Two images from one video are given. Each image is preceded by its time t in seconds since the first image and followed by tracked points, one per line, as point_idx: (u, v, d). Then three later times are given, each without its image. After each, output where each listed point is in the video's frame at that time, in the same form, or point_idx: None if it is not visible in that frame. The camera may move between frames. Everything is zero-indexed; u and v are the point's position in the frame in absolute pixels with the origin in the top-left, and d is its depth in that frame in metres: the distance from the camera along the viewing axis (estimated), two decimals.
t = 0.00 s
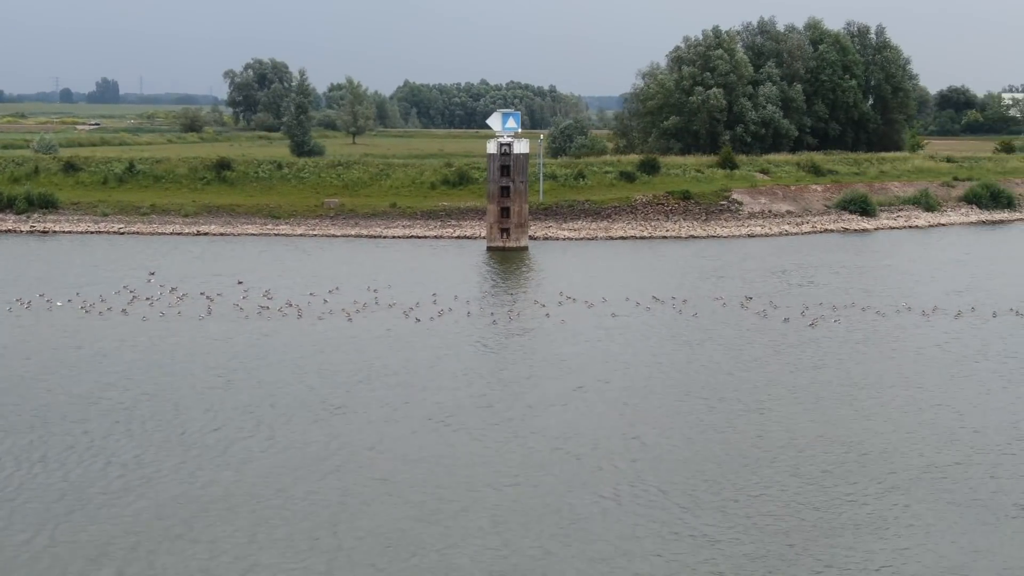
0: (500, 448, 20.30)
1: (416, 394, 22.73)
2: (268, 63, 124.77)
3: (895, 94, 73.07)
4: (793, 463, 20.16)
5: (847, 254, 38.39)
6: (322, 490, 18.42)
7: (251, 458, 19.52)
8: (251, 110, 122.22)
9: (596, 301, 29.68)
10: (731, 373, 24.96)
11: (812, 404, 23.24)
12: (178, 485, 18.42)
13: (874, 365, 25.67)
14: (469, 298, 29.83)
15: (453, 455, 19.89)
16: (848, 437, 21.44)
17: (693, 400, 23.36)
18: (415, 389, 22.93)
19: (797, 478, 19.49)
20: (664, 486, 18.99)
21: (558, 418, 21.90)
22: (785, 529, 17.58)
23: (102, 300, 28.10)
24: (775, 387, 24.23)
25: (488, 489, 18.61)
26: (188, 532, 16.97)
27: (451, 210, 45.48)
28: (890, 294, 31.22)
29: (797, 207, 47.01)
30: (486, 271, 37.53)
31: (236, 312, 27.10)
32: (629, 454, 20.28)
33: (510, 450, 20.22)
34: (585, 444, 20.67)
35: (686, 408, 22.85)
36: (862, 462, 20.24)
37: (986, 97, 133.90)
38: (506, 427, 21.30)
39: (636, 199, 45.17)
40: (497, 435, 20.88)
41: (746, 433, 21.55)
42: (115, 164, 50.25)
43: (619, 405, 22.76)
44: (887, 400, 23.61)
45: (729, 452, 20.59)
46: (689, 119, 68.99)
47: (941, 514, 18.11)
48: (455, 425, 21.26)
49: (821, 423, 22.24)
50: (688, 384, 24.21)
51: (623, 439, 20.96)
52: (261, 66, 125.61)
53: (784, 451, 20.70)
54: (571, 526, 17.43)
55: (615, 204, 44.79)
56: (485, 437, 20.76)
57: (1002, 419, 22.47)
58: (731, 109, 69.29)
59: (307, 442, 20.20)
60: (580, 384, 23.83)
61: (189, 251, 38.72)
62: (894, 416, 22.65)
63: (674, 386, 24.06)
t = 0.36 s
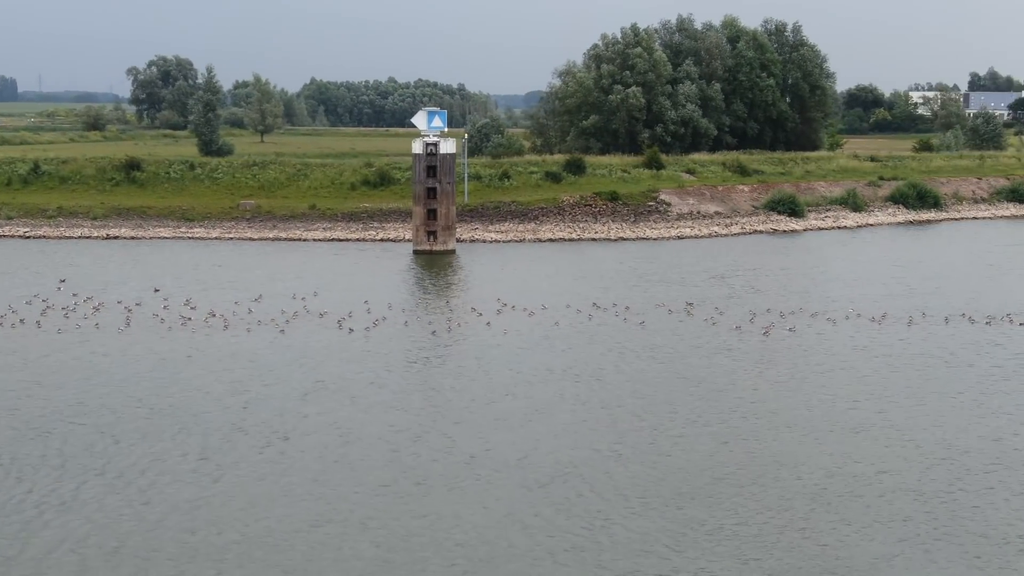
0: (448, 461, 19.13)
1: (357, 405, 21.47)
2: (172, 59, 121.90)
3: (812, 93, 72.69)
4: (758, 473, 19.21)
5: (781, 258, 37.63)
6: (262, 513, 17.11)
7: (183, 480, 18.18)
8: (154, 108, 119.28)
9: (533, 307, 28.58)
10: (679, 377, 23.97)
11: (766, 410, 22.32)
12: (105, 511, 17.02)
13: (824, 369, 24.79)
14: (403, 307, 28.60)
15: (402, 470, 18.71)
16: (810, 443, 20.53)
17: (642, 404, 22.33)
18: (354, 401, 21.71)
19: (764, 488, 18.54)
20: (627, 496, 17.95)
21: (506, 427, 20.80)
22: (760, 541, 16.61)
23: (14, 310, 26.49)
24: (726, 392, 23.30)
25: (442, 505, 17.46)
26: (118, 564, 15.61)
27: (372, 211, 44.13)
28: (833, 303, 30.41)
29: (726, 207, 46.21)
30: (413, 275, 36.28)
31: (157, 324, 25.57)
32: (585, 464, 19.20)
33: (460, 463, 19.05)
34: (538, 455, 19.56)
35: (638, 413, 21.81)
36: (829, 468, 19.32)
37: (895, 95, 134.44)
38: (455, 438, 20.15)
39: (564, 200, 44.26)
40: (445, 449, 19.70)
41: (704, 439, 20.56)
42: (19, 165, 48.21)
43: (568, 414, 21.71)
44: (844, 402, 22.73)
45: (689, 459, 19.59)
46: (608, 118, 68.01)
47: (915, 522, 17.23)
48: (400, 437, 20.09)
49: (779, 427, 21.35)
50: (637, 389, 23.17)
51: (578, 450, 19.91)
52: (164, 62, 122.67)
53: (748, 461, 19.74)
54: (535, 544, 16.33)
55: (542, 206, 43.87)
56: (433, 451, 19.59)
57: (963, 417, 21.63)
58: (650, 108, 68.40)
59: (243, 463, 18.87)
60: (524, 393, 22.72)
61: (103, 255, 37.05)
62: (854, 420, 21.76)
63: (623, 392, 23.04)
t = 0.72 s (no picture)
0: (414, 475, 17.80)
1: (308, 419, 20.08)
2: (88, 57, 118.79)
3: (745, 92, 71.91)
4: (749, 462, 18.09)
5: (732, 261, 36.61)
6: (215, 538, 15.71)
7: (124, 503, 16.72)
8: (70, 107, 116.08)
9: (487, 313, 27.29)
10: (651, 372, 22.74)
11: (748, 397, 21.12)
12: (42, 538, 15.56)
13: (803, 355, 23.65)
14: (349, 315, 27.19)
15: (365, 484, 17.38)
16: (799, 431, 19.39)
17: (616, 401, 21.12)
18: (308, 413, 20.33)
19: (757, 480, 17.42)
20: (609, 501, 16.74)
21: (476, 434, 19.50)
22: (760, 543, 15.46)
23: None
24: (702, 382, 22.11)
25: (411, 522, 16.15)
26: None
27: (306, 213, 42.55)
28: (794, 307, 29.38)
29: (670, 208, 45.13)
30: (353, 278, 34.80)
31: (87, 338, 23.94)
32: (565, 469, 17.96)
33: (427, 477, 17.73)
34: (512, 461, 18.29)
35: (613, 411, 20.57)
36: (818, 460, 18.25)
37: (821, 94, 134.51)
38: (419, 449, 18.84)
39: (504, 202, 43.11)
40: (411, 460, 18.38)
41: (683, 435, 19.37)
42: None
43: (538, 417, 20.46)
44: (827, 388, 21.58)
45: (672, 456, 18.39)
46: (541, 117, 66.73)
47: (922, 516, 16.14)
48: (361, 450, 18.76)
49: (763, 414, 20.17)
50: (607, 386, 21.94)
51: (554, 453, 18.67)
52: (80, 60, 119.67)
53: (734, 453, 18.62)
54: (515, 557, 15.11)
55: (483, 208, 42.67)
56: (397, 463, 18.26)
57: (952, 406, 20.58)
58: (584, 107, 67.22)
59: (190, 482, 17.44)
60: (489, 398, 21.42)
61: (26, 261, 35.25)
62: (839, 403, 20.62)
63: (593, 391, 21.80)
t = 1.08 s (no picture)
0: (371, 493, 16.52)
1: (254, 438, 18.68)
2: None
3: (676, 91, 71.07)
4: (733, 472, 16.99)
5: (677, 266, 35.62)
6: (157, 572, 14.34)
7: (55, 533, 15.29)
8: None
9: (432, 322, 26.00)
10: (611, 374, 21.63)
11: (716, 401, 20.07)
12: None
13: (766, 357, 22.63)
14: (286, 325, 25.80)
15: (321, 506, 16.07)
16: (776, 436, 18.34)
17: (577, 408, 19.96)
18: (250, 432, 18.96)
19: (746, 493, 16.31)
20: (593, 523, 15.55)
21: (431, 448, 18.26)
22: (751, 563, 14.38)
23: None
24: (667, 383, 21.02)
25: (372, 548, 14.88)
26: None
27: (234, 217, 40.92)
28: (749, 313, 28.40)
29: (608, 210, 44.06)
30: (286, 285, 33.30)
31: (7, 356, 22.30)
32: (530, 483, 16.78)
33: (385, 495, 16.46)
34: (474, 477, 17.07)
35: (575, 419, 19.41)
36: (804, 466, 17.22)
37: (743, 92, 134.26)
38: (373, 465, 17.55)
39: (439, 204, 41.86)
40: (365, 479, 17.11)
41: (657, 442, 18.24)
42: None
43: (497, 426, 19.26)
44: (797, 391, 20.58)
45: (645, 468, 17.26)
46: (470, 116, 65.33)
47: (919, 530, 15.15)
48: (310, 469, 17.44)
49: (734, 419, 19.11)
50: (567, 392, 20.77)
51: (518, 466, 17.47)
52: None
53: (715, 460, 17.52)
54: None
55: (417, 210, 41.37)
56: (351, 482, 16.97)
57: (933, 408, 19.66)
58: (513, 106, 65.94)
59: (130, 509, 16.03)
60: (443, 408, 20.16)
61: None
62: (813, 408, 19.60)
63: (553, 396, 20.64)
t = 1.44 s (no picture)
0: (326, 525, 15.07)
1: (190, 464, 17.15)
2: None
3: (598, 89, 70.02)
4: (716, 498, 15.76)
5: (615, 270, 34.44)
6: None
7: None
8: None
9: (369, 331, 24.49)
10: (569, 386, 20.32)
11: (683, 414, 18.84)
12: None
13: (727, 369, 21.47)
14: (212, 336, 24.16)
15: (274, 542, 14.63)
16: (752, 456, 17.14)
17: (536, 422, 18.61)
18: (183, 458, 17.37)
19: (735, 522, 15.11)
20: (575, 556, 14.26)
21: (382, 469, 16.83)
22: None
23: None
24: (626, 398, 19.75)
25: None
26: None
27: (149, 220, 39.04)
28: (698, 317, 27.29)
29: (537, 212, 42.83)
30: (208, 290, 31.61)
31: None
32: (497, 510, 15.41)
33: (342, 527, 15.00)
34: (435, 502, 15.66)
35: (536, 434, 18.08)
36: (791, 492, 16.04)
37: (658, 90, 133.54)
38: (323, 491, 16.09)
39: (364, 206, 40.33)
40: (315, 506, 15.62)
41: (628, 464, 16.98)
42: None
43: (450, 442, 17.85)
44: (767, 405, 19.46)
45: (618, 490, 15.99)
46: (388, 115, 63.45)
47: (928, 560, 14.05)
48: (255, 497, 15.93)
49: (705, 436, 17.89)
50: (523, 406, 19.47)
51: (483, 489, 16.09)
52: None
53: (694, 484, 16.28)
54: None
55: (341, 212, 39.81)
56: (299, 511, 15.47)
57: (913, 426, 18.62)
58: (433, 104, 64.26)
59: (59, 549, 14.47)
60: (390, 422, 18.73)
61: None
62: (788, 425, 18.43)
63: (508, 408, 19.30)
